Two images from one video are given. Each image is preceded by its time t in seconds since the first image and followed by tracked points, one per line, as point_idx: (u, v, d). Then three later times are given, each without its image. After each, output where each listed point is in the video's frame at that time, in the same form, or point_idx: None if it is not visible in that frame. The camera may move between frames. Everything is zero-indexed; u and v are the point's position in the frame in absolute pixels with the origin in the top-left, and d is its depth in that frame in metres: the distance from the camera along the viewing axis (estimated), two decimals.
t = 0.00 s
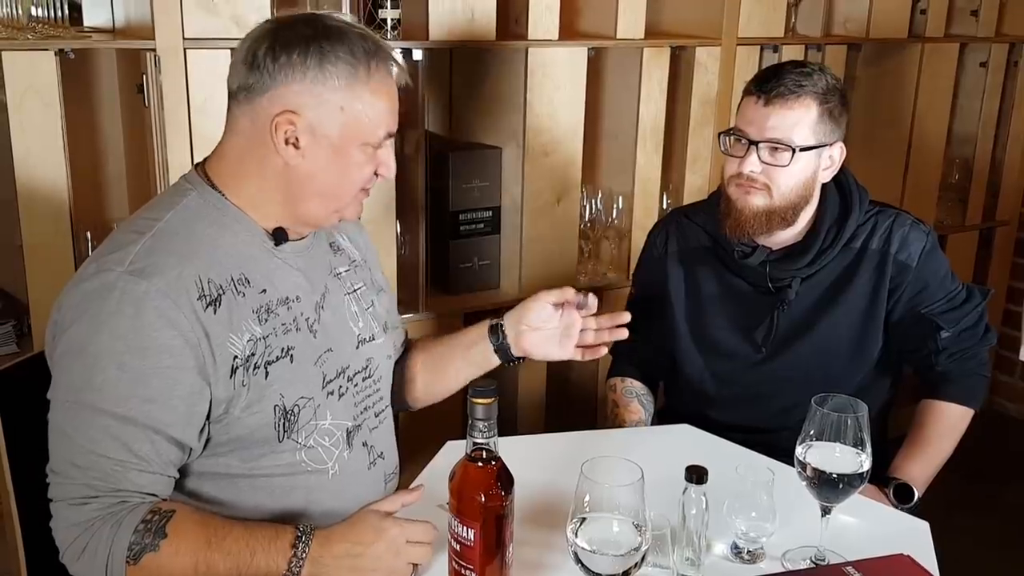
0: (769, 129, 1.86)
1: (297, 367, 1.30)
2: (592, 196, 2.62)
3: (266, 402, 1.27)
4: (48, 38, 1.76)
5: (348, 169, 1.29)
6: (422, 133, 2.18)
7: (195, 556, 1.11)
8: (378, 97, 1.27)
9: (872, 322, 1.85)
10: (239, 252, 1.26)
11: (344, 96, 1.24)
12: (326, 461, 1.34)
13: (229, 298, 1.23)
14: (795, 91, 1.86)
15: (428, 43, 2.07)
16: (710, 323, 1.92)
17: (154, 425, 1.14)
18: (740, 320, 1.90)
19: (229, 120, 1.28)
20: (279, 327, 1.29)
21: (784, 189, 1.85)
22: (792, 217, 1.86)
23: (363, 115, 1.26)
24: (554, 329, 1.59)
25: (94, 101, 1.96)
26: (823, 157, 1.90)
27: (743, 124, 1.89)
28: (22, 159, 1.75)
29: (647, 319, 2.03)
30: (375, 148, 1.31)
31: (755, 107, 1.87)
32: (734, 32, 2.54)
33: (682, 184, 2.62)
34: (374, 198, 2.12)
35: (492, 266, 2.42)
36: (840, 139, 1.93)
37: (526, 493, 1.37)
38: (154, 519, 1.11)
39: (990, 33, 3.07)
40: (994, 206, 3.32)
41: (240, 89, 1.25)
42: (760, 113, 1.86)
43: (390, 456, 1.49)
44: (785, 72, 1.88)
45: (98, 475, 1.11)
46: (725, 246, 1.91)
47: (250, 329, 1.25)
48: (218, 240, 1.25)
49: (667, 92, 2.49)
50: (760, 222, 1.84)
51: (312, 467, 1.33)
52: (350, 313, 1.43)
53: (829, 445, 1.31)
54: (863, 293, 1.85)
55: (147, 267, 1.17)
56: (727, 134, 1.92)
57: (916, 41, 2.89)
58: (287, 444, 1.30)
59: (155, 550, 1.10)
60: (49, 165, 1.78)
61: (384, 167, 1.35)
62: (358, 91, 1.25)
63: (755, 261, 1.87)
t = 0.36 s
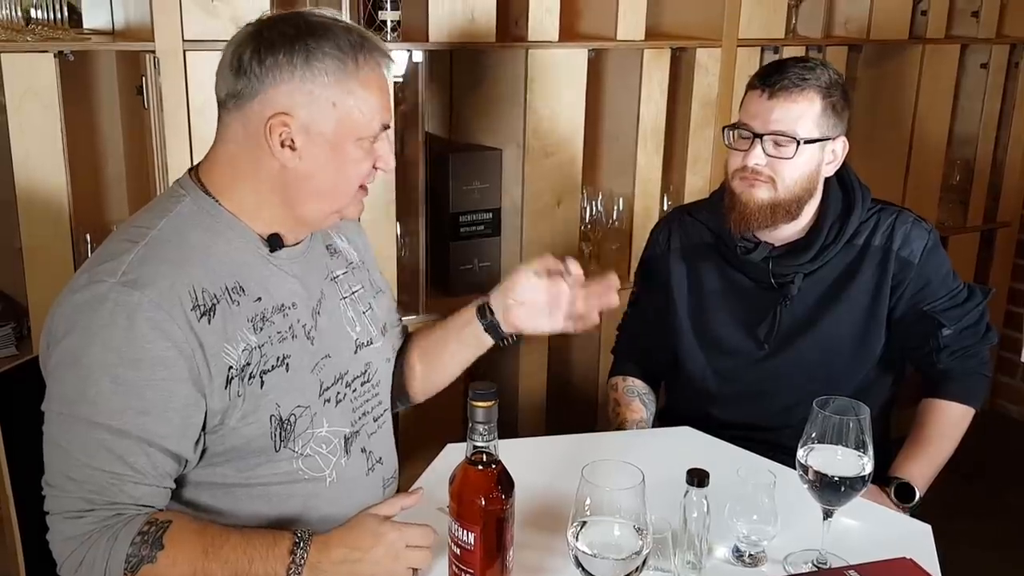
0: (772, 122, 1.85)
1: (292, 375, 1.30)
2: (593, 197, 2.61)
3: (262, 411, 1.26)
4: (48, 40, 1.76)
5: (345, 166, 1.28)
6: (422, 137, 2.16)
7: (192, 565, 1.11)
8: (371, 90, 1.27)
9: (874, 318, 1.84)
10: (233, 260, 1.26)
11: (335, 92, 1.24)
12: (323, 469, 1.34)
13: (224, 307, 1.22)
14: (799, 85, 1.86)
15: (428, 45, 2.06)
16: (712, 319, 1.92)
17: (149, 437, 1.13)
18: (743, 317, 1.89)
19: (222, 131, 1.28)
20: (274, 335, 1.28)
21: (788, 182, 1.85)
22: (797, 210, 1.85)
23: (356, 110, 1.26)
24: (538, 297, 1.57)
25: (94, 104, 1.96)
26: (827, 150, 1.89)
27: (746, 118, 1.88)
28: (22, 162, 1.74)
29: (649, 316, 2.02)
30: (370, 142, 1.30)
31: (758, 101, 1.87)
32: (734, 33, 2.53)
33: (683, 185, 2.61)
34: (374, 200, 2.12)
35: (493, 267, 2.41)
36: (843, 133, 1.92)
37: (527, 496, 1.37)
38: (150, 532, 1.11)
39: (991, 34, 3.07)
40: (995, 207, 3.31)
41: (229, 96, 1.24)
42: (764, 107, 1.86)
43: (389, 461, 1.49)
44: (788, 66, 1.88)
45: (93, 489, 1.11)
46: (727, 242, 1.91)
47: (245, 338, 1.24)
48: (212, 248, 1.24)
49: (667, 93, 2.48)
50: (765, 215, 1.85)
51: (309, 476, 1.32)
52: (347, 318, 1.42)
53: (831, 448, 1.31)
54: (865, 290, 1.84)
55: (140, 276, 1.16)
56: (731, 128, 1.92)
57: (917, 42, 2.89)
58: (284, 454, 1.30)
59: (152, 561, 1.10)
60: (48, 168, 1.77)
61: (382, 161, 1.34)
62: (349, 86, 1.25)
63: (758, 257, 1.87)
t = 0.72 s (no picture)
0: (780, 100, 1.87)
1: (288, 375, 1.29)
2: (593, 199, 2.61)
3: (258, 411, 1.26)
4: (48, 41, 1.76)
5: (317, 153, 1.27)
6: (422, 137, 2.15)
7: (192, 563, 1.10)
8: (330, 73, 1.26)
9: (879, 312, 1.84)
10: (227, 259, 1.25)
11: (290, 81, 1.23)
12: (319, 468, 1.34)
13: (217, 307, 1.22)
14: (803, 65, 1.88)
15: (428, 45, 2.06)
16: (715, 308, 1.92)
17: (147, 434, 1.13)
18: (750, 309, 1.89)
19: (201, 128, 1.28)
20: (269, 334, 1.28)
21: (799, 158, 1.86)
22: (809, 187, 1.85)
23: (314, 97, 1.25)
24: (520, 319, 1.54)
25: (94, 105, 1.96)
26: (833, 131, 1.91)
27: (754, 99, 1.91)
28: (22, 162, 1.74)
29: (655, 308, 2.04)
30: (342, 127, 1.28)
31: (765, 82, 1.89)
32: (734, 34, 2.53)
33: (683, 186, 2.61)
34: (375, 199, 2.10)
35: (494, 270, 2.41)
36: (848, 115, 1.94)
37: (528, 498, 1.37)
38: (151, 529, 1.10)
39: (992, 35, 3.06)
40: (996, 209, 3.31)
41: (199, 103, 1.27)
42: (770, 86, 1.88)
43: (385, 458, 1.49)
44: (792, 50, 1.91)
45: (94, 487, 1.10)
46: (732, 231, 1.90)
47: (239, 338, 1.24)
48: (206, 246, 1.24)
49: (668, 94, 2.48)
50: (776, 192, 1.84)
51: (305, 474, 1.32)
52: (344, 315, 1.42)
53: (832, 450, 1.30)
54: (870, 283, 1.84)
55: (133, 274, 1.15)
56: (739, 111, 1.94)
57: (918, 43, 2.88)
58: (279, 454, 1.30)
59: (152, 559, 1.09)
60: (48, 167, 1.77)
61: (365, 145, 1.32)
62: (305, 74, 1.24)
63: (763, 241, 1.86)
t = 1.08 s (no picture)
0: (780, 97, 1.87)
1: (268, 379, 1.32)
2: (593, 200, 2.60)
3: (236, 416, 1.29)
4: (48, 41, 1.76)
5: (270, 167, 1.26)
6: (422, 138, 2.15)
7: (176, 547, 1.12)
8: (298, 93, 1.24)
9: (880, 309, 1.84)
10: (205, 264, 1.28)
11: (252, 91, 1.22)
12: (303, 472, 1.37)
13: (193, 313, 1.25)
14: (801, 61, 1.88)
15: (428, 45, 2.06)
16: (717, 307, 1.92)
17: (122, 438, 1.16)
18: (753, 307, 1.89)
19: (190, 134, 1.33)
20: (248, 339, 1.30)
21: (799, 155, 1.87)
22: (811, 183, 1.87)
23: (274, 114, 1.23)
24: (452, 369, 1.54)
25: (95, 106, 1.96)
26: (835, 126, 1.92)
27: (755, 96, 1.91)
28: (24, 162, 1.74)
29: (653, 307, 2.02)
30: (301, 149, 1.26)
31: (765, 79, 1.89)
32: (733, 35, 2.53)
33: (683, 188, 2.61)
34: (374, 199, 2.10)
35: (493, 270, 2.42)
36: (847, 111, 1.95)
37: (528, 497, 1.37)
38: (128, 521, 1.13)
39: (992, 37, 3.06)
40: (996, 211, 3.31)
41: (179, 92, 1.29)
42: (770, 83, 1.88)
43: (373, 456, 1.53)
44: (793, 47, 1.92)
45: (70, 491, 1.14)
46: (734, 226, 1.91)
47: (215, 344, 1.26)
48: (185, 252, 1.27)
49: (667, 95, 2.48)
50: (778, 190, 1.87)
51: (288, 481, 1.36)
52: (334, 318, 1.45)
53: (832, 450, 1.30)
54: (871, 280, 1.84)
55: (107, 280, 1.19)
56: (741, 108, 1.94)
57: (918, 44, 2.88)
58: (260, 458, 1.33)
59: (134, 551, 1.12)
60: (48, 167, 1.77)
61: (327, 169, 1.29)
62: (270, 87, 1.22)
63: (764, 235, 1.87)
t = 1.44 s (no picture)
0: (776, 111, 1.86)
1: (256, 386, 1.33)
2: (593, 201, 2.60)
3: (224, 424, 1.30)
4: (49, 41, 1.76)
5: (264, 170, 1.26)
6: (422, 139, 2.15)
7: (164, 558, 1.14)
8: (294, 94, 1.24)
9: (878, 316, 1.84)
10: (192, 271, 1.29)
11: (248, 91, 1.22)
12: (293, 478, 1.39)
13: (179, 321, 1.25)
14: (799, 73, 1.87)
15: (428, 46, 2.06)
16: (715, 316, 1.92)
17: (108, 450, 1.17)
18: (750, 317, 1.89)
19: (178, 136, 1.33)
20: (235, 346, 1.31)
21: (795, 170, 1.87)
22: (807, 198, 1.87)
23: (269, 115, 1.23)
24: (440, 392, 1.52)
25: (96, 106, 1.96)
26: (831, 138, 1.91)
27: (750, 108, 1.90)
28: (25, 160, 1.74)
29: (651, 316, 2.03)
30: (295, 151, 1.26)
31: (761, 91, 1.88)
32: (734, 37, 2.53)
33: (683, 189, 2.61)
34: (375, 199, 2.10)
35: (494, 271, 2.42)
36: (845, 121, 1.94)
37: (528, 498, 1.37)
38: (116, 534, 1.15)
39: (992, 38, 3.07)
40: (996, 212, 3.31)
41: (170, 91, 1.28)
42: (766, 96, 1.87)
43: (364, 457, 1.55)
44: (788, 57, 1.90)
45: (58, 504, 1.15)
46: (731, 234, 1.91)
47: (203, 352, 1.27)
48: (171, 258, 1.27)
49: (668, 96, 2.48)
50: (775, 206, 1.87)
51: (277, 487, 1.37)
52: (324, 323, 1.46)
53: (833, 450, 1.30)
54: (869, 291, 1.84)
55: (93, 288, 1.19)
56: (736, 121, 1.93)
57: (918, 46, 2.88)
58: (250, 466, 1.34)
59: (122, 563, 1.14)
60: (48, 167, 1.78)
61: (319, 171, 1.30)
62: (265, 87, 1.22)
63: (761, 248, 1.86)
